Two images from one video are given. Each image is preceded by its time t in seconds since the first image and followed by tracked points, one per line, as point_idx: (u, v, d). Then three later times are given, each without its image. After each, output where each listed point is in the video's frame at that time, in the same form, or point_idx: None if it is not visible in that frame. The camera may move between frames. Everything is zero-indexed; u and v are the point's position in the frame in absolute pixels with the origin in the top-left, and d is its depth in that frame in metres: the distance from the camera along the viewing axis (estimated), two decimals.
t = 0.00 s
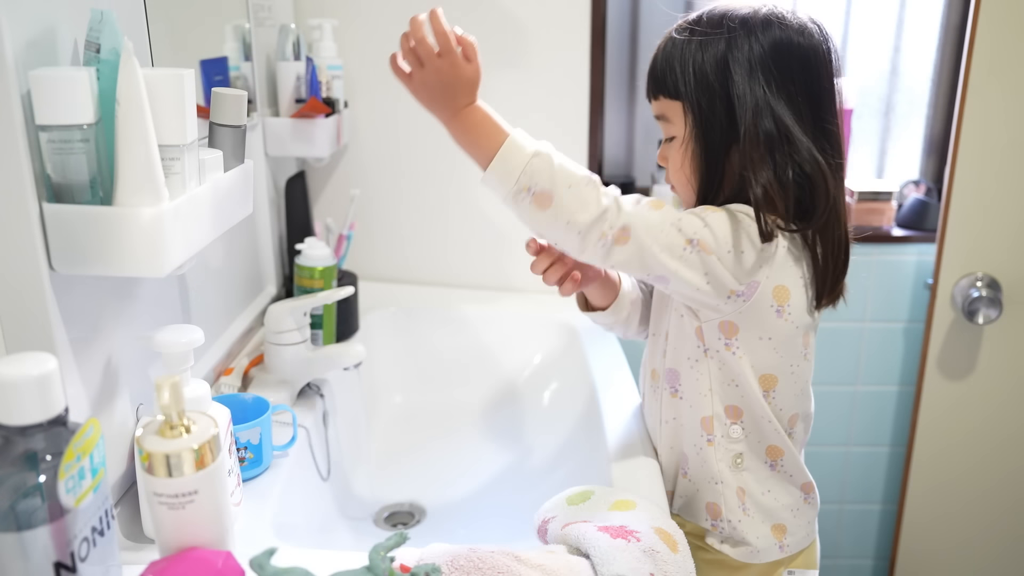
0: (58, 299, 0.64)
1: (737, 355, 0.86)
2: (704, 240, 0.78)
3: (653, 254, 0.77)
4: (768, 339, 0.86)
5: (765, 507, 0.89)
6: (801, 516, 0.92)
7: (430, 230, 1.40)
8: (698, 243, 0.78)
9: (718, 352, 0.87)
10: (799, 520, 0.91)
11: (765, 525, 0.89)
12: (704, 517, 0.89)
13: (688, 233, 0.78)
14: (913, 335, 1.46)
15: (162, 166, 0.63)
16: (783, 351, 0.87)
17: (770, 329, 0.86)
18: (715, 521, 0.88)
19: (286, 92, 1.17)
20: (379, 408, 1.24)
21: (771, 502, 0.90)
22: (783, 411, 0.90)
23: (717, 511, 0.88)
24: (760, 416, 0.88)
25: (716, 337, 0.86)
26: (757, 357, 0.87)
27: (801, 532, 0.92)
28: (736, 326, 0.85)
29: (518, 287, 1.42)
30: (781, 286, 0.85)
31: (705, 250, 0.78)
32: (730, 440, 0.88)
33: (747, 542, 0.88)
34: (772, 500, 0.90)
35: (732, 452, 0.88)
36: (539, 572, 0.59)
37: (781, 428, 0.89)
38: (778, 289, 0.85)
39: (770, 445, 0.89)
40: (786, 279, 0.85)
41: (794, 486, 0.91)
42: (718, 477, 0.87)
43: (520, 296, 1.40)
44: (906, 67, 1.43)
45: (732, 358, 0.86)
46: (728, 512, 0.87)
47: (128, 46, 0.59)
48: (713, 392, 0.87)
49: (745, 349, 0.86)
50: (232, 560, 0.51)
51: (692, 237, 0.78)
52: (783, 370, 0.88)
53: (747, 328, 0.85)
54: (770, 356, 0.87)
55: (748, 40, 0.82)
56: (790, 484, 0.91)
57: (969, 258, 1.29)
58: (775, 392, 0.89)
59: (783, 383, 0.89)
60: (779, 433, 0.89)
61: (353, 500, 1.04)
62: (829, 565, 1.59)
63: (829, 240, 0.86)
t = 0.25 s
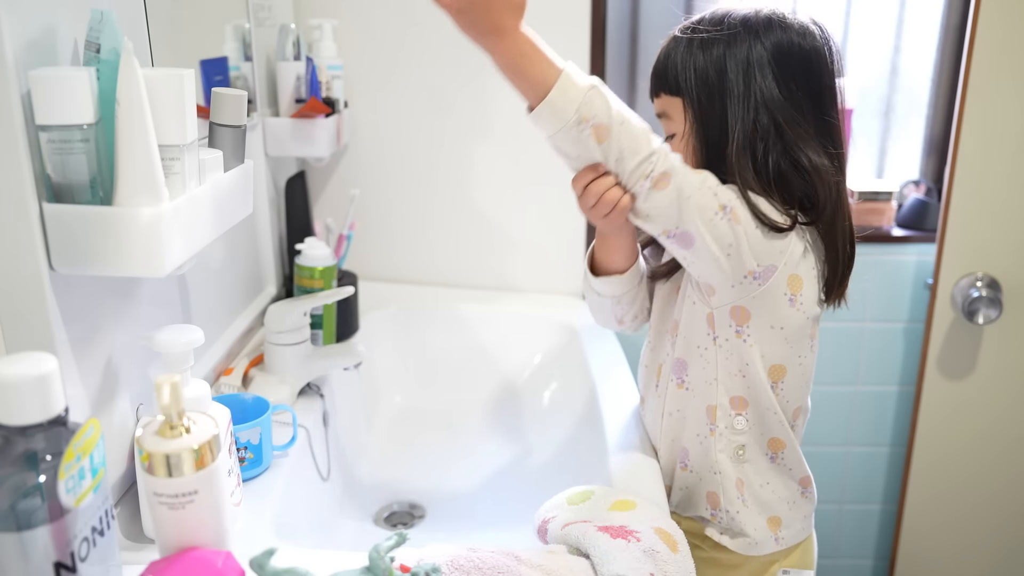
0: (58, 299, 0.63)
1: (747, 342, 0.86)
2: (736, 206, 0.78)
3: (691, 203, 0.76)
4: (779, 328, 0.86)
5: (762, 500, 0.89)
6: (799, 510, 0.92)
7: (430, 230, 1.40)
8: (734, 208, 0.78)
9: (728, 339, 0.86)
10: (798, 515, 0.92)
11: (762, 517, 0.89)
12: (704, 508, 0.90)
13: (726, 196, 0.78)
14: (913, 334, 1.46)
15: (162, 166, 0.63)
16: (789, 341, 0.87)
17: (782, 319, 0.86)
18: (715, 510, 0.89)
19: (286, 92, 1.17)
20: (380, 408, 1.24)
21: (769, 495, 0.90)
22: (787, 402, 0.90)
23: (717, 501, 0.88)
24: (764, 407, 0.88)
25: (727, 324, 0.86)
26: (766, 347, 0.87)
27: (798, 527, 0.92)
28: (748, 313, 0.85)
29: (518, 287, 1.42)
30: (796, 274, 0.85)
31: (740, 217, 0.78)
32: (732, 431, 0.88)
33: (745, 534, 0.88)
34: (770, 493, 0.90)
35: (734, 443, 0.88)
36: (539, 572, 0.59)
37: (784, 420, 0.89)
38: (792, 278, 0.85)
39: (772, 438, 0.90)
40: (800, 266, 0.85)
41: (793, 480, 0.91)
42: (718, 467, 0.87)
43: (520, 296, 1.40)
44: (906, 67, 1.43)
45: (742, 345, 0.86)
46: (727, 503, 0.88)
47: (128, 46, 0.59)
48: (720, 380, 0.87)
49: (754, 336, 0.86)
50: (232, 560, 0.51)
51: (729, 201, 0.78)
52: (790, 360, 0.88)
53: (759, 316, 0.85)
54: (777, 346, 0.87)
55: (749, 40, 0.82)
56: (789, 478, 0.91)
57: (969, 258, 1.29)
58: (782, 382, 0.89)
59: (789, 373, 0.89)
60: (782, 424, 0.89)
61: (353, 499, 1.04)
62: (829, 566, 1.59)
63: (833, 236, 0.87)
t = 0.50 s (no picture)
0: (58, 299, 0.64)
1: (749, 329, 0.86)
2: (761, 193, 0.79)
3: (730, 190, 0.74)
4: (780, 315, 0.87)
5: (760, 493, 0.90)
6: (795, 503, 0.93)
7: (430, 230, 1.40)
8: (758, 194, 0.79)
9: (730, 327, 0.87)
10: (794, 508, 0.92)
11: (761, 511, 0.90)
12: (707, 500, 0.90)
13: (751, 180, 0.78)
14: (913, 334, 1.46)
15: (162, 166, 0.63)
16: (789, 329, 0.88)
17: (782, 306, 0.86)
18: (716, 502, 0.89)
19: (286, 92, 1.17)
20: (380, 408, 1.24)
21: (767, 487, 0.90)
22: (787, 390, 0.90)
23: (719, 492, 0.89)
24: (763, 397, 0.89)
25: (729, 312, 0.86)
26: (767, 334, 0.87)
27: (794, 520, 0.93)
28: (750, 300, 0.86)
29: (518, 287, 1.43)
30: (795, 262, 0.86)
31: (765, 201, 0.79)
32: (731, 422, 0.88)
33: (745, 527, 0.89)
34: (767, 486, 0.90)
35: (732, 435, 0.88)
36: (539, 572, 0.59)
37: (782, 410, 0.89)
38: (793, 266, 0.86)
39: (771, 429, 0.90)
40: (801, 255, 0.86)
41: (790, 472, 0.92)
42: (717, 459, 0.88)
43: (520, 296, 1.40)
44: (906, 68, 1.43)
45: (743, 333, 0.87)
46: (727, 496, 0.88)
47: (128, 46, 0.59)
48: (720, 369, 0.88)
49: (755, 324, 0.86)
50: (232, 560, 0.51)
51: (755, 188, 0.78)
52: (788, 348, 0.89)
53: (761, 302, 0.86)
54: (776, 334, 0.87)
55: (722, 49, 0.85)
56: (786, 470, 0.92)
57: (969, 258, 1.29)
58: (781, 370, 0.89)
59: (788, 362, 0.89)
60: (779, 415, 0.89)
61: (352, 499, 1.04)
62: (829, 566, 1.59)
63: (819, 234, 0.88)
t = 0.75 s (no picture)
0: (58, 299, 0.63)
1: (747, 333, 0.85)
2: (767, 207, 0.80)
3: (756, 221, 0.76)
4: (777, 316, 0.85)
5: (757, 497, 0.89)
6: (791, 509, 0.92)
7: (431, 230, 1.40)
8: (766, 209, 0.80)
9: (727, 333, 0.86)
10: (789, 513, 0.91)
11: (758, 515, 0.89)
12: (700, 505, 0.90)
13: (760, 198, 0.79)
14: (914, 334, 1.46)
15: (162, 166, 0.63)
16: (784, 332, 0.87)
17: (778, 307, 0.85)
18: (710, 507, 0.89)
19: (286, 92, 1.17)
20: (380, 408, 1.24)
21: (765, 493, 0.89)
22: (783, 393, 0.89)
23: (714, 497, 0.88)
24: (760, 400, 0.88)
25: (726, 317, 0.86)
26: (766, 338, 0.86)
27: (790, 526, 0.92)
28: (747, 303, 0.85)
29: (518, 287, 1.43)
30: (788, 261, 0.86)
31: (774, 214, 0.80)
32: (729, 426, 0.87)
33: (739, 532, 0.88)
34: (764, 491, 0.89)
35: (731, 440, 0.87)
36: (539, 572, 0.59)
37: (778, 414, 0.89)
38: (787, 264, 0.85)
39: (768, 434, 0.89)
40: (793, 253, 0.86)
41: (787, 478, 0.91)
42: (714, 463, 0.87)
43: (520, 296, 1.40)
44: (906, 68, 1.43)
45: (740, 338, 0.86)
46: (722, 500, 0.87)
47: (128, 46, 0.59)
48: (716, 373, 0.87)
49: (752, 328, 0.85)
50: (232, 560, 0.51)
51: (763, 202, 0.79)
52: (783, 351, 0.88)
53: (758, 305, 0.85)
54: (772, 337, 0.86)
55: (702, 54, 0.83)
56: (784, 475, 0.91)
57: (969, 258, 1.29)
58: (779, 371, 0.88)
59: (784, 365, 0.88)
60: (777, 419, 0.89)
61: (352, 499, 1.04)
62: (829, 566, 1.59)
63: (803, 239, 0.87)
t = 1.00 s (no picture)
0: (58, 299, 0.64)
1: (771, 350, 0.85)
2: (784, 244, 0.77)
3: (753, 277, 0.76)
4: (798, 331, 0.84)
5: (770, 510, 0.88)
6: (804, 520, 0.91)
7: (430, 230, 1.40)
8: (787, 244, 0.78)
9: (751, 349, 0.87)
10: (801, 525, 0.91)
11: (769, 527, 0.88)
12: (708, 516, 0.89)
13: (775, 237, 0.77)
14: (914, 334, 1.45)
15: (162, 166, 0.63)
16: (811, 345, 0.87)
17: (801, 323, 0.84)
18: (718, 519, 0.88)
19: (286, 92, 1.17)
20: (380, 408, 1.24)
21: (775, 506, 0.88)
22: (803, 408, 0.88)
23: (724, 508, 0.88)
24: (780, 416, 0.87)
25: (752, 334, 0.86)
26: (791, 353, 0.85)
27: (797, 535, 0.91)
28: (772, 321, 0.85)
29: (518, 287, 1.43)
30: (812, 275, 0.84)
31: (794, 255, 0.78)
32: (748, 440, 0.87)
33: (749, 545, 0.87)
34: (778, 503, 0.88)
35: (749, 454, 0.87)
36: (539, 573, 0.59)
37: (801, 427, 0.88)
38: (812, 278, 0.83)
39: (786, 449, 0.88)
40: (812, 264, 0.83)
41: (802, 491, 0.90)
42: (729, 476, 0.87)
43: (520, 296, 1.40)
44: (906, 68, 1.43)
45: (765, 355, 0.86)
46: (734, 512, 0.87)
47: (128, 46, 0.59)
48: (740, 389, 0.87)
49: (777, 345, 0.85)
50: (232, 561, 0.51)
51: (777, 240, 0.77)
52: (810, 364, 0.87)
53: (781, 322, 0.85)
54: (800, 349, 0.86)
55: (730, 47, 0.82)
56: (799, 488, 0.90)
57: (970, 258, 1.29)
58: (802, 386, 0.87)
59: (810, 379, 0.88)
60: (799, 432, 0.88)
61: (352, 500, 1.04)
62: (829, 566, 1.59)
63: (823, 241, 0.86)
